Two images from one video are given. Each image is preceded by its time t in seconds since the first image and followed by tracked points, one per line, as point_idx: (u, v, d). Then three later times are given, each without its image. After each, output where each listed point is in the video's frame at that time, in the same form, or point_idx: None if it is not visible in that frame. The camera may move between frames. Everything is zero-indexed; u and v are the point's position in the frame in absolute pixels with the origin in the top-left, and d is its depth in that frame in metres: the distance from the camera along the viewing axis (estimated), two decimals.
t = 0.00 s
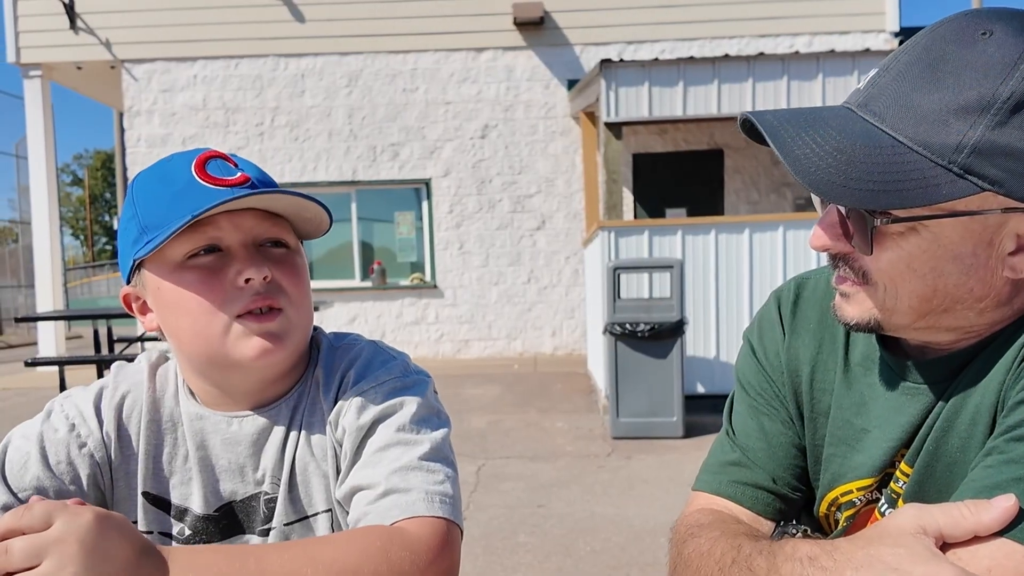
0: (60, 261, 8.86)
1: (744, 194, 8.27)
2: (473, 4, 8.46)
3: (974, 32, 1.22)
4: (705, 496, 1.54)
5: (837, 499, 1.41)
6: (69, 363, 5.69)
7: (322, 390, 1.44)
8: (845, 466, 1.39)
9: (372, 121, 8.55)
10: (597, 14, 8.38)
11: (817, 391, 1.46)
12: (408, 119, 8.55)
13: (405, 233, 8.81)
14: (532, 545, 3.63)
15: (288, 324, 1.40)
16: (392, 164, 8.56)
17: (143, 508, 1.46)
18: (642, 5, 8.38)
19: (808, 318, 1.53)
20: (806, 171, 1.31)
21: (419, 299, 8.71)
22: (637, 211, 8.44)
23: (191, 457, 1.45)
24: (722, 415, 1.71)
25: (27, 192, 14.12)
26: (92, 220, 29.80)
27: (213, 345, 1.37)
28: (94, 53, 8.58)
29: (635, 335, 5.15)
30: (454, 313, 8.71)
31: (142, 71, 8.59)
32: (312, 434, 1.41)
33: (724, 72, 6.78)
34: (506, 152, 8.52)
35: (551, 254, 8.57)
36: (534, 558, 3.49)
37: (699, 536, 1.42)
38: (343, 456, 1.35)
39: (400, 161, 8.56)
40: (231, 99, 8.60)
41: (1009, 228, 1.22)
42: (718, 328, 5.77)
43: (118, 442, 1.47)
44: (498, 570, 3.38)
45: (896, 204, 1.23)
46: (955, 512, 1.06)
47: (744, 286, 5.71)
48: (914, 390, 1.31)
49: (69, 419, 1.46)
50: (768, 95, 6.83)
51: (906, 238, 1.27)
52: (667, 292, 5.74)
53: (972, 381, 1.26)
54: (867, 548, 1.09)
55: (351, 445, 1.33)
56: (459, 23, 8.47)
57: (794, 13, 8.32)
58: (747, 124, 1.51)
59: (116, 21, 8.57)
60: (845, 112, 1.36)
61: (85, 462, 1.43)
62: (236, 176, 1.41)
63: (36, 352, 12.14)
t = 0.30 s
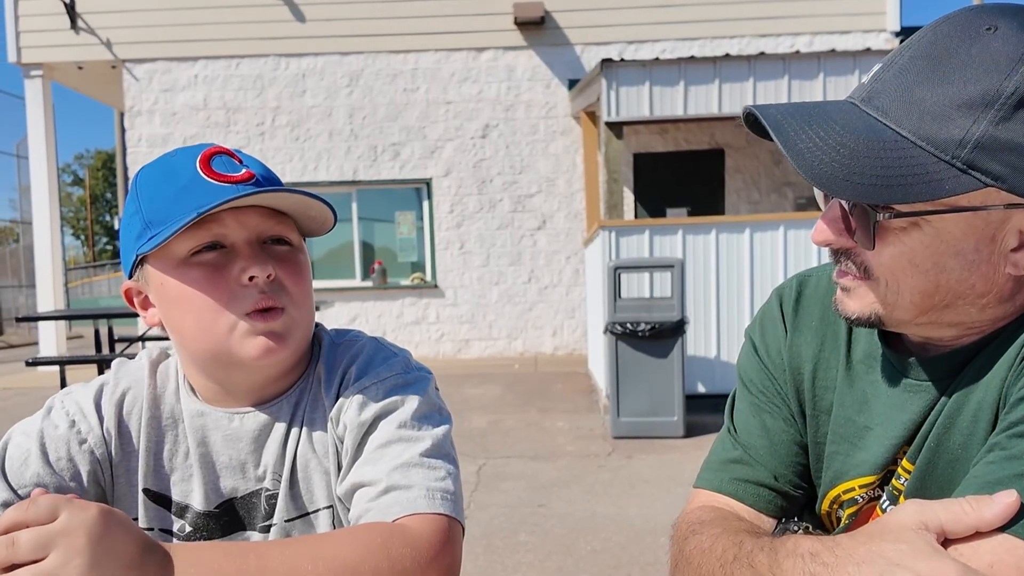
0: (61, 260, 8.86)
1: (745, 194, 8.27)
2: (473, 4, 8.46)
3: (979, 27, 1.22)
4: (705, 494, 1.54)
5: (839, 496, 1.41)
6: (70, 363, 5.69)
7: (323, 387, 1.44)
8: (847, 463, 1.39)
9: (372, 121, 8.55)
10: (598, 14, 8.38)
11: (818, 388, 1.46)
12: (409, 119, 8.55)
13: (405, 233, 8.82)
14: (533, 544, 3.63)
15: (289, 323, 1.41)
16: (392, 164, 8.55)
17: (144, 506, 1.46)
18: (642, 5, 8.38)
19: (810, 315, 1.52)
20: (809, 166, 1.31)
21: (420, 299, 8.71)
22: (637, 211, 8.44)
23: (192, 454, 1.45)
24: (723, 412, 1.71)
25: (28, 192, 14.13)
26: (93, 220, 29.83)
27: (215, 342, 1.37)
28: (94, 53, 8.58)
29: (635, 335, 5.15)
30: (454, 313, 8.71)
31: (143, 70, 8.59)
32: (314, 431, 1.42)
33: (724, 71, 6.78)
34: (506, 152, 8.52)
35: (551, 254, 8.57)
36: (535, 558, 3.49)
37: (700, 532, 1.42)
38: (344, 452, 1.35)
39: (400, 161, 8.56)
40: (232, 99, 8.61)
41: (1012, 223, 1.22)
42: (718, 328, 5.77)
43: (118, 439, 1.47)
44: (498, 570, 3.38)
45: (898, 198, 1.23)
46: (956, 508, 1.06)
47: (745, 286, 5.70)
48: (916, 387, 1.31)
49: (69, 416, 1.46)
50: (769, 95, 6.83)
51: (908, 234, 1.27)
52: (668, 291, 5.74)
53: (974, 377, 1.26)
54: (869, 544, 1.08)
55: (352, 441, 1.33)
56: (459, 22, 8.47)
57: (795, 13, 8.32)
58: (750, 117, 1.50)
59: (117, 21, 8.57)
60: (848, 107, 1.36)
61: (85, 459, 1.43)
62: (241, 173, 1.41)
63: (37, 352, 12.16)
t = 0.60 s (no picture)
0: (61, 260, 8.85)
1: (745, 193, 8.27)
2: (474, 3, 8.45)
3: (981, 20, 1.21)
4: (705, 490, 1.54)
5: (839, 492, 1.40)
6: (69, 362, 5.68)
7: (322, 384, 1.43)
8: (847, 459, 1.38)
9: (373, 120, 8.55)
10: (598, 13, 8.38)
11: (818, 384, 1.46)
12: (409, 118, 8.55)
13: (406, 232, 8.82)
14: (533, 543, 3.63)
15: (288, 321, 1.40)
16: (392, 163, 8.55)
17: (143, 503, 1.46)
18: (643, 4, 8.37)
19: (809, 311, 1.52)
20: (810, 158, 1.31)
21: (420, 298, 8.71)
22: (638, 210, 8.43)
23: (191, 451, 1.45)
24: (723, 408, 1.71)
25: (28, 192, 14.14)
26: (93, 220, 29.84)
27: (213, 341, 1.37)
28: (94, 53, 8.58)
29: (636, 334, 5.15)
30: (455, 312, 8.71)
31: (144, 70, 8.59)
32: (313, 428, 1.41)
33: (725, 70, 6.76)
34: (506, 151, 8.51)
35: (551, 254, 8.56)
36: (535, 557, 3.48)
37: (699, 528, 1.41)
38: (343, 449, 1.35)
39: (401, 160, 8.55)
40: (232, 98, 8.60)
41: (1013, 217, 1.22)
42: (718, 327, 5.77)
43: (117, 437, 1.46)
44: (498, 569, 3.38)
45: (899, 191, 1.22)
46: (956, 503, 1.05)
47: (745, 285, 5.70)
48: (916, 382, 1.31)
49: (68, 413, 1.46)
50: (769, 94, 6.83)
51: (910, 227, 1.26)
52: (668, 290, 5.74)
53: (975, 372, 1.25)
54: (869, 539, 1.08)
55: (351, 438, 1.33)
56: (459, 22, 8.47)
57: (795, 12, 8.31)
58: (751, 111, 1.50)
59: (118, 20, 8.57)
60: (849, 100, 1.36)
61: (85, 456, 1.43)
62: (240, 172, 1.41)
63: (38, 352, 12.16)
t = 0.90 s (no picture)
0: (61, 260, 8.86)
1: (745, 193, 8.27)
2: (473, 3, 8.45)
3: (984, 12, 1.21)
4: (706, 484, 1.54)
5: (839, 485, 1.40)
6: (69, 362, 5.68)
7: (323, 379, 1.43)
8: (848, 453, 1.38)
9: (373, 120, 8.55)
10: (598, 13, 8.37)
11: (820, 378, 1.46)
12: (409, 118, 8.54)
13: (406, 232, 8.82)
14: (533, 542, 3.63)
15: (292, 317, 1.40)
16: (392, 163, 8.55)
17: (145, 497, 1.46)
18: (643, 4, 8.37)
19: (810, 304, 1.52)
20: (814, 150, 1.31)
21: (420, 298, 8.71)
22: (638, 210, 8.43)
23: (192, 446, 1.45)
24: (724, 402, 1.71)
25: (28, 192, 14.14)
26: (93, 220, 29.85)
27: (216, 335, 1.37)
28: (94, 52, 8.57)
29: (636, 333, 5.15)
30: (455, 312, 8.71)
31: (143, 70, 8.60)
32: (314, 424, 1.41)
33: (725, 69, 6.75)
34: (506, 151, 8.51)
35: (552, 253, 8.56)
36: (535, 556, 3.48)
37: (700, 522, 1.42)
38: (345, 444, 1.35)
39: (401, 160, 8.55)
40: (232, 98, 8.60)
41: (1016, 209, 1.22)
42: (719, 326, 5.77)
43: (119, 432, 1.46)
44: (498, 567, 3.38)
45: (902, 183, 1.22)
46: (959, 495, 1.05)
47: (745, 284, 5.70)
48: (918, 375, 1.31)
49: (69, 408, 1.45)
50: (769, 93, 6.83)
51: (912, 219, 1.26)
52: (668, 290, 5.74)
53: (978, 364, 1.25)
54: (871, 531, 1.08)
55: (352, 435, 1.33)
56: (459, 22, 8.47)
57: (795, 12, 8.31)
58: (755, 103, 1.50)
59: (118, 20, 8.57)
60: (853, 92, 1.36)
61: (86, 451, 1.43)
62: (244, 166, 1.41)
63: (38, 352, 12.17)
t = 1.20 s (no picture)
0: (61, 260, 8.86)
1: (745, 193, 8.27)
2: (473, 3, 8.46)
3: (985, 7, 1.21)
4: (706, 479, 1.54)
5: (839, 481, 1.40)
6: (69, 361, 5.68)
7: (324, 376, 1.43)
8: (847, 448, 1.38)
9: (372, 120, 8.55)
10: (598, 13, 8.37)
11: (820, 373, 1.46)
12: (409, 118, 8.54)
13: (406, 232, 8.82)
14: (533, 541, 3.63)
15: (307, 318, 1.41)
16: (392, 163, 8.55)
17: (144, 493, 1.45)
18: (643, 3, 8.37)
19: (811, 300, 1.52)
20: (815, 144, 1.31)
21: (420, 298, 8.71)
22: (638, 209, 8.43)
23: (193, 441, 1.45)
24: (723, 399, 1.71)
25: (28, 192, 14.14)
26: (93, 220, 29.86)
27: (233, 334, 1.36)
28: (94, 52, 8.57)
29: (636, 332, 5.15)
30: (455, 312, 8.71)
31: (143, 70, 8.60)
32: (315, 420, 1.41)
33: (725, 69, 6.73)
34: (506, 151, 8.51)
35: (551, 253, 8.56)
36: (535, 555, 3.48)
37: (700, 517, 1.42)
38: (346, 441, 1.35)
39: (401, 160, 8.55)
40: (232, 98, 8.60)
41: (1017, 204, 1.22)
42: (719, 326, 5.77)
43: (117, 427, 1.46)
44: (498, 566, 3.38)
45: (902, 178, 1.22)
46: (959, 489, 1.05)
47: (745, 284, 5.70)
48: (918, 370, 1.30)
49: (68, 404, 1.45)
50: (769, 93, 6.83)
51: (913, 213, 1.26)
52: (668, 289, 5.74)
53: (978, 359, 1.25)
54: (871, 525, 1.08)
55: (353, 433, 1.33)
56: (460, 21, 8.46)
57: (795, 12, 8.32)
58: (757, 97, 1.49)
59: (118, 20, 8.57)
60: (855, 87, 1.36)
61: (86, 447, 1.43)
62: (262, 167, 1.41)
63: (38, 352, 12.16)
